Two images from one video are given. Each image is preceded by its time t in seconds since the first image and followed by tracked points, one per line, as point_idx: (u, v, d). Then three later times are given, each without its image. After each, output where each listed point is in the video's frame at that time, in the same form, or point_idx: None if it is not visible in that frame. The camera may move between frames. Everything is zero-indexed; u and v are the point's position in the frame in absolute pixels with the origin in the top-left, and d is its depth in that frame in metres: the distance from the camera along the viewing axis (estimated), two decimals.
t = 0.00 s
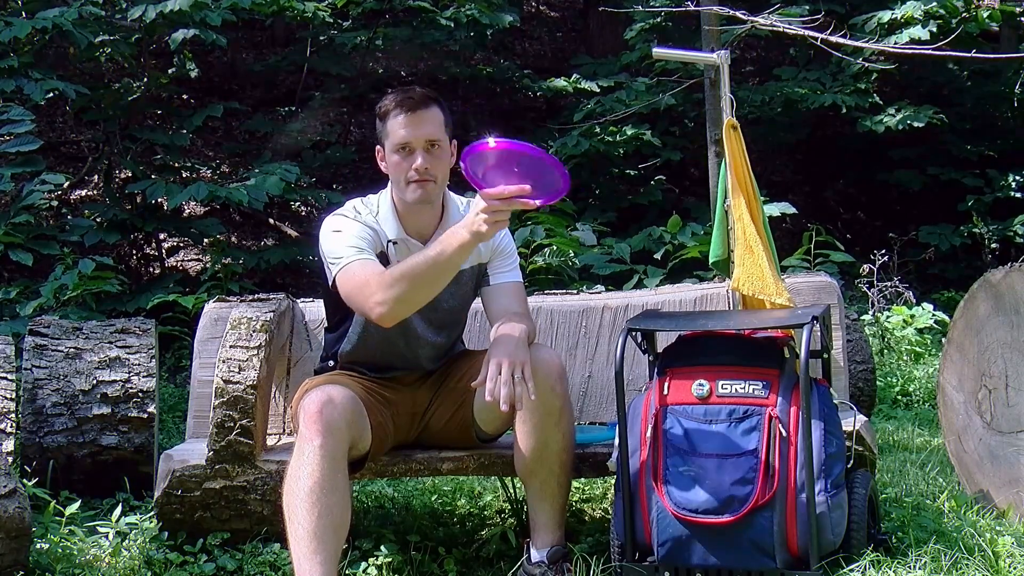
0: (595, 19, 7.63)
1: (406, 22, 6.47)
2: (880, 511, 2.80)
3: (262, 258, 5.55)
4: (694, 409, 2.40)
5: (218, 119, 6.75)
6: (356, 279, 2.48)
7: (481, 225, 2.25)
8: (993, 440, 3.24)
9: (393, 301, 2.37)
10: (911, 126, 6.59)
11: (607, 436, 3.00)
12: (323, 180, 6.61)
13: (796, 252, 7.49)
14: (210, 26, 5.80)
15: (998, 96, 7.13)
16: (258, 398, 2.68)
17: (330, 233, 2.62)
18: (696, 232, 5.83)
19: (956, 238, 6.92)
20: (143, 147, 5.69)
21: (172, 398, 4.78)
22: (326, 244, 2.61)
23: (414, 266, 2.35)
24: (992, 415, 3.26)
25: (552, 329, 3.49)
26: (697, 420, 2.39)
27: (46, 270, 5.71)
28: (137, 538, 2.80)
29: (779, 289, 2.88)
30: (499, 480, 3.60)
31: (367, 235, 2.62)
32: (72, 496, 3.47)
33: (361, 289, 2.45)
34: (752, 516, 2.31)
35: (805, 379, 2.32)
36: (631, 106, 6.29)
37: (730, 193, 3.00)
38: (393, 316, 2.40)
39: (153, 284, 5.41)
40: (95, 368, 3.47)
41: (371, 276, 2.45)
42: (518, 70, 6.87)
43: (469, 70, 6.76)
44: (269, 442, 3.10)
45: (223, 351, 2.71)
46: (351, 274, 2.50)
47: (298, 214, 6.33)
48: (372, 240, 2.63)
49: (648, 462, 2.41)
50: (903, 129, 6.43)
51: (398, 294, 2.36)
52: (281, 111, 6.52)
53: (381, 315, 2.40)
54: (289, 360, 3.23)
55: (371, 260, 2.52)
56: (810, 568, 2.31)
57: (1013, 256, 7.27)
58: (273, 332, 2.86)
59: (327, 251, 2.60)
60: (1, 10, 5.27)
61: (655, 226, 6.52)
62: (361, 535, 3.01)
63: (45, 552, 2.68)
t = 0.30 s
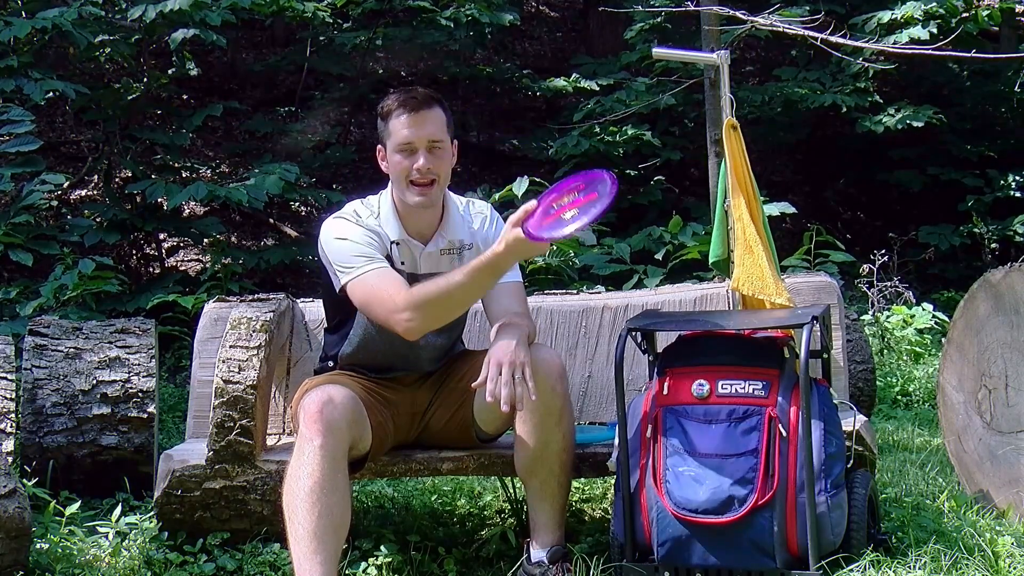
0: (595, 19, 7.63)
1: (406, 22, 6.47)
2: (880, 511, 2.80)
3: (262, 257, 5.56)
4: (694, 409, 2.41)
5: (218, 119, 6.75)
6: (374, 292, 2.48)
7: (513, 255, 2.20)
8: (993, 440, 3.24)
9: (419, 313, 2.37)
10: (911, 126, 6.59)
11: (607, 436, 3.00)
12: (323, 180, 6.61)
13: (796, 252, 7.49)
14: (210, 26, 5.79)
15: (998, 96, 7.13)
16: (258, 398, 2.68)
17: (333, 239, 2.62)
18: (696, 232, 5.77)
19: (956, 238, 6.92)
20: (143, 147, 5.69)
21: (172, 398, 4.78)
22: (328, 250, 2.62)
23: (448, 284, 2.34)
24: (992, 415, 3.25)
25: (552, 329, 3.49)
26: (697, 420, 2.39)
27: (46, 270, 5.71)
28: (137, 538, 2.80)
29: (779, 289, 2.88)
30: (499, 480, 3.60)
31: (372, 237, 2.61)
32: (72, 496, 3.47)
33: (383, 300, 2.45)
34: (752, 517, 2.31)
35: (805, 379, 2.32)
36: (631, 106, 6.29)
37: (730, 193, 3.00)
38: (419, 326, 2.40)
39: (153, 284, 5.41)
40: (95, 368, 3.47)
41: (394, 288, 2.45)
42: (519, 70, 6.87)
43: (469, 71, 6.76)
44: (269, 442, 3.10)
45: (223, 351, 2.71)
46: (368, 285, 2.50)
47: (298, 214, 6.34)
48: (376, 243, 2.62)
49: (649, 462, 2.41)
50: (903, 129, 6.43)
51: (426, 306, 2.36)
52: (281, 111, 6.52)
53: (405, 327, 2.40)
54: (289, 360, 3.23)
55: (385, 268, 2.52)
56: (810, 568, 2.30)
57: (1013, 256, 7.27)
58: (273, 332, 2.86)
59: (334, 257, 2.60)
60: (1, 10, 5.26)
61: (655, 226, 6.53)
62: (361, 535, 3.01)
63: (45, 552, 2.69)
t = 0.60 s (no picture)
0: (595, 19, 7.63)
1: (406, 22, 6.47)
2: (880, 511, 2.79)
3: (262, 257, 5.56)
4: (694, 409, 2.41)
5: (218, 119, 6.76)
6: (373, 300, 2.48)
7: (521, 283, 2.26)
8: (993, 440, 3.24)
9: (419, 328, 2.39)
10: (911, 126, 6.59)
11: (607, 436, 3.00)
12: (323, 180, 6.61)
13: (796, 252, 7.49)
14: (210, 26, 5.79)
15: (998, 96, 7.13)
16: (258, 398, 2.68)
17: (333, 242, 2.62)
18: (695, 232, 5.79)
19: (956, 238, 6.92)
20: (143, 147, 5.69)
21: (172, 398, 4.78)
22: (328, 253, 2.62)
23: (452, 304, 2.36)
24: (992, 415, 3.25)
25: (552, 329, 3.49)
26: (697, 420, 2.40)
27: (46, 270, 5.71)
28: (137, 538, 2.80)
29: (779, 289, 2.87)
30: (499, 480, 3.60)
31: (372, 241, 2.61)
32: (71, 496, 3.47)
33: (382, 310, 2.45)
34: (752, 517, 2.30)
35: (805, 379, 2.32)
36: (631, 105, 6.29)
37: (730, 193, 3.00)
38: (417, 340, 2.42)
39: (153, 284, 5.41)
40: (95, 368, 3.47)
41: (394, 300, 2.45)
42: (519, 70, 6.86)
43: (469, 71, 6.76)
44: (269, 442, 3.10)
45: (223, 351, 2.71)
46: (368, 294, 2.50)
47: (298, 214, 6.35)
48: (377, 248, 2.61)
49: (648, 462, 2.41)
50: (903, 129, 6.43)
51: (427, 322, 2.38)
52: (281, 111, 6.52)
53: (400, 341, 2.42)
54: (289, 360, 3.23)
55: (387, 278, 2.52)
56: (810, 568, 2.30)
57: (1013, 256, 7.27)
58: (273, 332, 2.86)
59: (334, 260, 2.60)
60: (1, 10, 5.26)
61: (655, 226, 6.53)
62: (361, 535, 3.01)
63: (45, 551, 2.69)
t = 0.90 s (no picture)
0: (595, 19, 7.63)
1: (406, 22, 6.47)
2: (880, 510, 2.80)
3: (262, 258, 5.55)
4: (694, 409, 2.41)
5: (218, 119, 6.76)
6: (343, 306, 2.51)
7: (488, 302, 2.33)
8: (993, 440, 3.24)
9: (381, 342, 2.43)
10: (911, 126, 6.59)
11: (607, 436, 3.00)
12: (323, 180, 6.61)
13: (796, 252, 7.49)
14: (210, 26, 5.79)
15: (998, 96, 7.13)
16: (258, 398, 2.68)
17: (329, 241, 2.61)
18: (695, 232, 5.81)
19: (956, 238, 6.92)
20: (143, 148, 5.69)
21: (172, 398, 4.78)
22: (324, 252, 2.60)
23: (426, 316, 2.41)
24: (992, 415, 3.26)
25: (552, 329, 3.49)
26: (697, 420, 2.40)
27: (46, 270, 5.71)
28: (137, 538, 2.80)
29: (779, 289, 2.88)
30: (499, 480, 3.60)
31: (362, 247, 2.60)
32: (72, 496, 3.47)
33: (347, 316, 2.49)
34: (753, 516, 2.31)
35: (805, 380, 2.32)
36: (631, 105, 6.29)
37: (730, 193, 3.00)
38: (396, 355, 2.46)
39: (153, 284, 5.41)
40: (95, 368, 3.47)
41: (358, 308, 2.48)
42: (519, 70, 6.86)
43: (469, 71, 6.76)
44: (269, 441, 3.11)
45: (223, 351, 2.71)
46: (339, 299, 2.52)
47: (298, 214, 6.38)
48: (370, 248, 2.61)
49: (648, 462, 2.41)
50: (903, 129, 6.43)
51: (390, 336, 2.42)
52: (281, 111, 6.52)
53: (356, 351, 2.46)
54: (289, 360, 3.23)
55: (360, 285, 2.54)
56: (810, 568, 2.31)
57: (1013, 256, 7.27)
58: (273, 332, 2.86)
59: (325, 261, 2.59)
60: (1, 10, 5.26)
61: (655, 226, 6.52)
62: (361, 535, 3.01)
63: (45, 552, 2.69)
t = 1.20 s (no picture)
0: (595, 19, 7.63)
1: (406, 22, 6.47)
2: (880, 511, 2.80)
3: (262, 258, 5.55)
4: (694, 409, 2.41)
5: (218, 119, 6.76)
6: (345, 305, 2.51)
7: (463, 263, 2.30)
8: (993, 440, 3.24)
9: (380, 332, 2.42)
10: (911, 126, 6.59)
11: (606, 436, 3.00)
12: (323, 180, 6.61)
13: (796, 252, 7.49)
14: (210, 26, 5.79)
15: (998, 96, 7.13)
16: (258, 398, 2.68)
17: (321, 241, 2.63)
18: (695, 232, 5.81)
19: (956, 238, 6.92)
20: (143, 148, 5.69)
21: (172, 398, 4.78)
22: (320, 250, 2.62)
23: (405, 299, 2.38)
24: (992, 415, 3.26)
25: (552, 329, 3.49)
26: (697, 420, 2.39)
27: (46, 270, 5.71)
28: (137, 538, 2.80)
29: (779, 289, 2.88)
30: (498, 480, 3.60)
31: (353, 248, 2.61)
32: (72, 496, 3.47)
33: (349, 314, 2.49)
34: (752, 517, 2.31)
35: (805, 380, 2.32)
36: (631, 106, 6.30)
37: (731, 193, 3.00)
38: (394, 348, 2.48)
39: (153, 284, 5.41)
40: (95, 368, 3.47)
41: (359, 305, 2.48)
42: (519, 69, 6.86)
43: (469, 71, 6.76)
44: (269, 442, 3.10)
45: (223, 351, 2.71)
46: (340, 297, 2.54)
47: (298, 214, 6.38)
48: (362, 249, 2.62)
49: (648, 462, 2.41)
50: (903, 129, 6.43)
51: (385, 323, 2.40)
52: (281, 111, 6.52)
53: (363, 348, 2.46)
54: (289, 360, 3.23)
55: (360, 282, 2.55)
56: (810, 568, 2.30)
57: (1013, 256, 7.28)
58: (273, 332, 2.86)
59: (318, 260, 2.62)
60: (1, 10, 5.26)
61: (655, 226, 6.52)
62: (361, 535, 3.01)
63: (45, 552, 2.69)
